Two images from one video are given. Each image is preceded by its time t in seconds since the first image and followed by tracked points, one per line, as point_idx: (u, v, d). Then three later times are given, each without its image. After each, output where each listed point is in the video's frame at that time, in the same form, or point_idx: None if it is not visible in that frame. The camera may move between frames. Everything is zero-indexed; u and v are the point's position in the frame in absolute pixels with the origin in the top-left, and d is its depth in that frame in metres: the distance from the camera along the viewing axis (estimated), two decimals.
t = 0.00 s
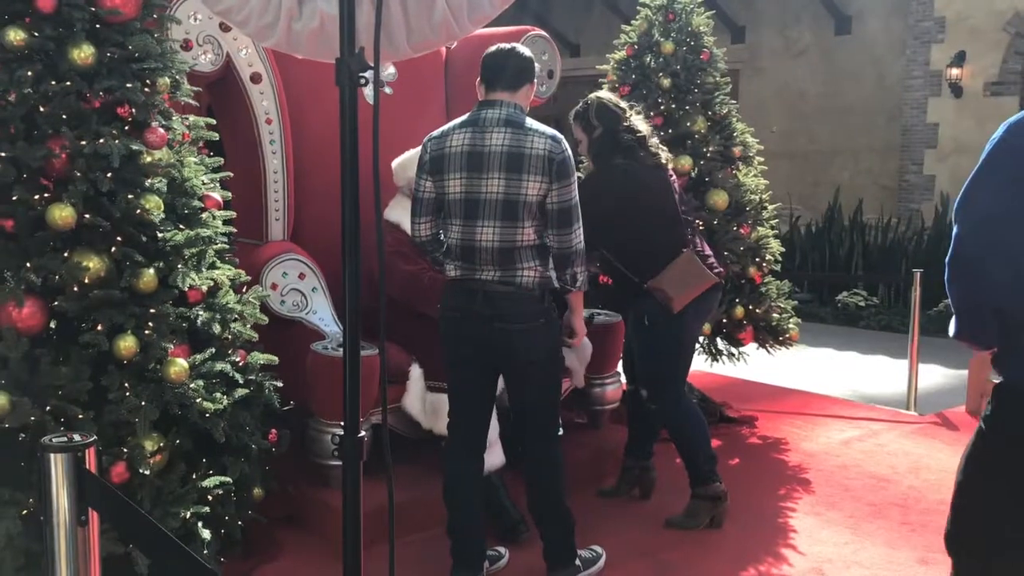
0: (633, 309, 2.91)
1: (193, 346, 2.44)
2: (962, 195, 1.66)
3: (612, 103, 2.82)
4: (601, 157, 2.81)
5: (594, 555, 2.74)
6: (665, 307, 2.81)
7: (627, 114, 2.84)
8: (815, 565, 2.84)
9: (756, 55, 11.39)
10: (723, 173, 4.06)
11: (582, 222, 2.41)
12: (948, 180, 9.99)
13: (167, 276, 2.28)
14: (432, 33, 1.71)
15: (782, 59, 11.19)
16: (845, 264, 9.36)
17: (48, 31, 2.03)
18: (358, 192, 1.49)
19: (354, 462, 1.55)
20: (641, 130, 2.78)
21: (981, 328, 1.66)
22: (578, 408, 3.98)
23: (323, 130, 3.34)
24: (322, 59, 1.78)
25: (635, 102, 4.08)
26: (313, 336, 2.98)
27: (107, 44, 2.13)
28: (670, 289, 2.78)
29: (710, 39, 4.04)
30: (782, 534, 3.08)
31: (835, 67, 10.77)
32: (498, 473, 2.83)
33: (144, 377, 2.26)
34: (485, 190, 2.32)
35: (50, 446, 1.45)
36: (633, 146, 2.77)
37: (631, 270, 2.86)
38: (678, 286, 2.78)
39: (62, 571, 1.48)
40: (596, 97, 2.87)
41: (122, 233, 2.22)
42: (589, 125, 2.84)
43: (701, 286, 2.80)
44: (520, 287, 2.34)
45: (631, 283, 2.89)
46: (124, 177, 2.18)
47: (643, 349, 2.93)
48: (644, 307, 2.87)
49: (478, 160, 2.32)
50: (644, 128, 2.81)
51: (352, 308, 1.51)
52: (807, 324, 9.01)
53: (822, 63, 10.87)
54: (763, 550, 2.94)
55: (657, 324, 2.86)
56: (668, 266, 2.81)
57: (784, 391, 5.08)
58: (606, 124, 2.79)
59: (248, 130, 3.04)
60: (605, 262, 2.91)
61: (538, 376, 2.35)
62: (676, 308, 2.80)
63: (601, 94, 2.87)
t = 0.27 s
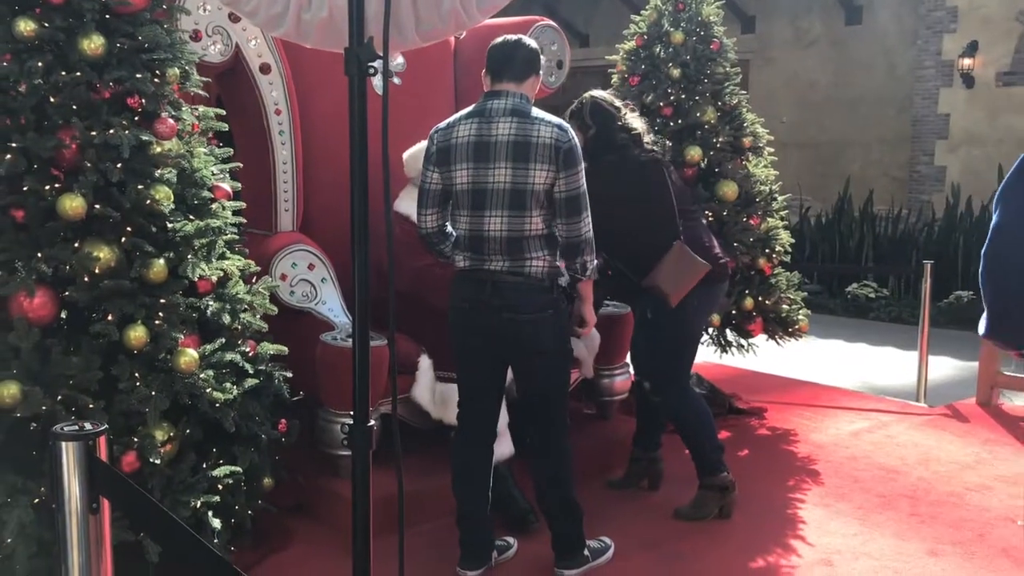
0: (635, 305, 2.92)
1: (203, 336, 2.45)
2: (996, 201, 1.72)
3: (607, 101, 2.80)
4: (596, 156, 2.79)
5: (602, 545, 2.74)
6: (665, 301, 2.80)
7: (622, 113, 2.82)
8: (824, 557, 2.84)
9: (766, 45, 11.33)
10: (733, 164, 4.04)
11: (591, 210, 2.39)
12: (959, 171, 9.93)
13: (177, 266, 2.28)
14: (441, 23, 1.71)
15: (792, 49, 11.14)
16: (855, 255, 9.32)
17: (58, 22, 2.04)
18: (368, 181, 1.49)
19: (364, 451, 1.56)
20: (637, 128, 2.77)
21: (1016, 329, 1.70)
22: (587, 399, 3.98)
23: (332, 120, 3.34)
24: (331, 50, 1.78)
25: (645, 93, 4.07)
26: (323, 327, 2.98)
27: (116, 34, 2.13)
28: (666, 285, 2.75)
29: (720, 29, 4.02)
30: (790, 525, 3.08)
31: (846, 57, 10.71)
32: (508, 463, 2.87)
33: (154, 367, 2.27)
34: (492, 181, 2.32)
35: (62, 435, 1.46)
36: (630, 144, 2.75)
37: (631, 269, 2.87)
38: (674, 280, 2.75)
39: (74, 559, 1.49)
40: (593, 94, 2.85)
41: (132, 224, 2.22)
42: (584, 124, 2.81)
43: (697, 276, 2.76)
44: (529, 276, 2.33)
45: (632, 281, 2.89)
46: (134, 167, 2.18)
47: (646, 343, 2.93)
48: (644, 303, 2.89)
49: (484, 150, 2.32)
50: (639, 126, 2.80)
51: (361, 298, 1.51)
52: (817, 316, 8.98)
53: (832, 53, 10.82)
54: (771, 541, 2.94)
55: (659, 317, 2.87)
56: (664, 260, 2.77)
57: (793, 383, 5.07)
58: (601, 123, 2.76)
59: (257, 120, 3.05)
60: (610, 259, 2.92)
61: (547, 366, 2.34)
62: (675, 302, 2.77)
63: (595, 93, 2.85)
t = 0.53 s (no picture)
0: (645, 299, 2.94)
1: (212, 330, 2.46)
2: None
3: (611, 97, 2.76)
4: (601, 152, 2.78)
5: (611, 539, 2.74)
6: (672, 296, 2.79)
7: (627, 108, 2.78)
8: (833, 551, 2.83)
9: (776, 37, 11.27)
10: (742, 157, 4.02)
11: (601, 203, 2.37)
12: (970, 164, 9.88)
13: (186, 260, 2.29)
14: (450, 16, 1.71)
15: (802, 42, 11.08)
16: (864, 248, 9.28)
17: (67, 16, 2.04)
18: (377, 175, 1.49)
19: (374, 446, 1.56)
20: (642, 123, 2.73)
21: None
22: (595, 392, 3.99)
23: (341, 114, 3.34)
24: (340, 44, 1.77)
25: (654, 86, 4.06)
26: (332, 321, 2.98)
27: (126, 28, 2.14)
28: (672, 281, 2.73)
29: (729, 21, 4.01)
30: (798, 519, 3.08)
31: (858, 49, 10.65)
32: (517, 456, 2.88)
33: (165, 360, 2.28)
34: (501, 175, 2.32)
35: (73, 429, 1.47)
36: (635, 140, 2.72)
37: (640, 264, 2.89)
38: (679, 276, 2.73)
39: (86, 551, 1.50)
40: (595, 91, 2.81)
41: (141, 218, 2.23)
42: (587, 120, 2.79)
43: (700, 269, 2.73)
44: (539, 270, 2.32)
45: (641, 276, 2.91)
46: (143, 161, 2.19)
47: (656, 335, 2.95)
48: (653, 297, 2.90)
49: (493, 144, 2.31)
50: (643, 120, 2.76)
51: (370, 293, 1.52)
52: (825, 309, 8.96)
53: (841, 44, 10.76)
54: (780, 535, 2.94)
55: (667, 311, 2.88)
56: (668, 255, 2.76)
57: (801, 376, 5.06)
58: (605, 120, 2.74)
59: (266, 114, 3.05)
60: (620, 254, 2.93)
61: (557, 360, 2.34)
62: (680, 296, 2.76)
63: (599, 88, 2.80)
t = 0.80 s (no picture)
0: (655, 293, 2.91)
1: (219, 327, 2.46)
2: None
3: (620, 90, 2.76)
4: (609, 146, 2.77)
5: (617, 536, 2.74)
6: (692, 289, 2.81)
7: (637, 101, 2.77)
8: (840, 547, 2.83)
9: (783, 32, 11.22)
10: (749, 153, 4.00)
11: (608, 199, 2.37)
12: (978, 159, 9.84)
13: (193, 257, 2.29)
14: (457, 13, 1.70)
15: (808, 37, 11.03)
16: (871, 243, 9.26)
17: (74, 14, 2.04)
18: (384, 171, 1.49)
19: (381, 443, 1.56)
20: (653, 116, 2.72)
21: None
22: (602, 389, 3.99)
23: (347, 111, 3.34)
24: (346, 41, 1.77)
25: (660, 82, 4.04)
26: (338, 317, 2.98)
27: (132, 25, 2.13)
28: (693, 273, 2.76)
29: (736, 16, 3.99)
30: (805, 515, 3.07)
31: (865, 44, 10.60)
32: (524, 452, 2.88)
33: (172, 357, 2.28)
34: (507, 171, 2.32)
35: (80, 427, 1.47)
36: (644, 133, 2.71)
37: (650, 259, 2.86)
38: (702, 268, 2.76)
39: (94, 549, 1.51)
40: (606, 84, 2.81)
41: (148, 215, 2.23)
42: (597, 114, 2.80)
43: (720, 261, 2.77)
44: (546, 266, 2.32)
45: (650, 270, 2.88)
46: (150, 158, 2.18)
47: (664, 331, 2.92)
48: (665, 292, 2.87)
49: (499, 141, 2.31)
50: (653, 113, 2.75)
51: (377, 291, 1.51)
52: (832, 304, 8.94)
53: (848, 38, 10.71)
54: (787, 531, 2.93)
55: (684, 303, 2.85)
56: (686, 248, 2.79)
57: (808, 372, 5.04)
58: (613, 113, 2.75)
59: (272, 110, 3.05)
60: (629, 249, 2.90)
61: (564, 356, 2.34)
62: (701, 289, 2.78)
63: (609, 82, 2.81)
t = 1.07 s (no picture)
0: (677, 291, 2.95)
1: (222, 327, 2.46)
2: None
3: (632, 87, 2.80)
4: (621, 141, 2.81)
5: (621, 536, 2.73)
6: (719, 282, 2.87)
7: (647, 98, 2.83)
8: (844, 547, 2.82)
9: (785, 31, 11.19)
10: (752, 153, 4.00)
11: (610, 199, 2.36)
12: (981, 158, 9.83)
13: (197, 257, 2.29)
14: (459, 13, 1.70)
15: (811, 36, 11.00)
16: (874, 243, 9.24)
17: (77, 15, 2.04)
18: (386, 170, 1.49)
19: (384, 443, 1.56)
20: (664, 112, 2.79)
21: None
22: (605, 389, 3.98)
23: (350, 111, 3.34)
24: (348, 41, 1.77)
25: (663, 81, 4.04)
26: (341, 317, 2.98)
27: (135, 26, 2.13)
28: (720, 267, 2.83)
29: (739, 15, 3.98)
30: (809, 515, 3.06)
31: (867, 43, 10.58)
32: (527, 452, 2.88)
33: (175, 358, 2.28)
34: (510, 171, 2.32)
35: (84, 427, 1.48)
36: (657, 128, 2.77)
37: (673, 255, 2.90)
38: (728, 261, 2.83)
39: (97, 549, 1.51)
40: (616, 80, 2.84)
41: (152, 216, 2.23)
42: (607, 110, 2.83)
43: (745, 254, 2.86)
44: (548, 266, 2.32)
45: (673, 267, 2.93)
46: (153, 159, 2.19)
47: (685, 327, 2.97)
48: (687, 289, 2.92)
49: (501, 141, 2.31)
50: (665, 111, 2.81)
51: (380, 291, 1.51)
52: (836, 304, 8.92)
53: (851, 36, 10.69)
54: (791, 531, 2.93)
55: (707, 299, 2.91)
56: (709, 243, 2.85)
57: (811, 372, 5.04)
58: (625, 109, 2.78)
59: (275, 111, 3.05)
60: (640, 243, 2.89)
61: (568, 356, 2.33)
62: (727, 281, 2.85)
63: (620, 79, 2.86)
